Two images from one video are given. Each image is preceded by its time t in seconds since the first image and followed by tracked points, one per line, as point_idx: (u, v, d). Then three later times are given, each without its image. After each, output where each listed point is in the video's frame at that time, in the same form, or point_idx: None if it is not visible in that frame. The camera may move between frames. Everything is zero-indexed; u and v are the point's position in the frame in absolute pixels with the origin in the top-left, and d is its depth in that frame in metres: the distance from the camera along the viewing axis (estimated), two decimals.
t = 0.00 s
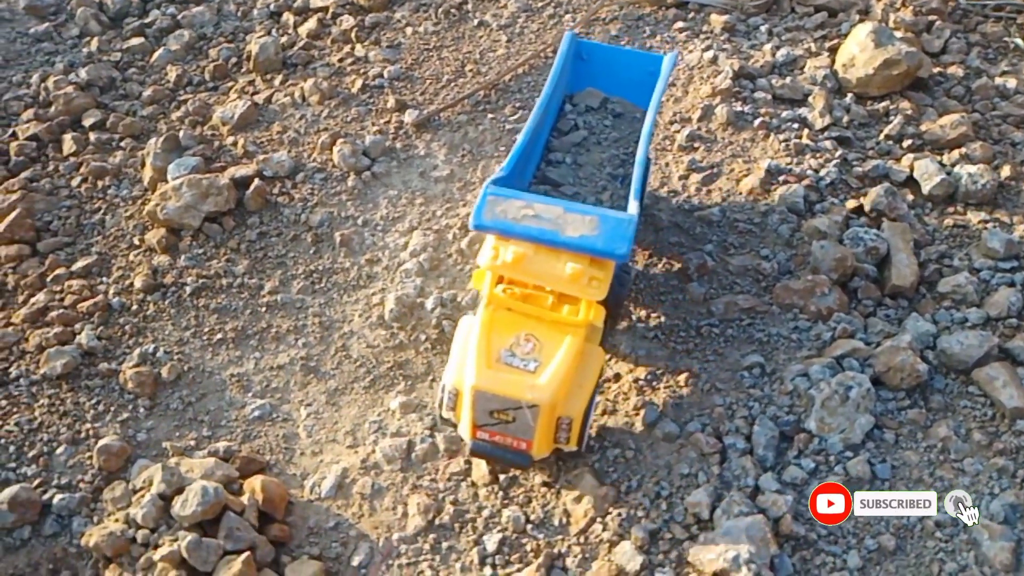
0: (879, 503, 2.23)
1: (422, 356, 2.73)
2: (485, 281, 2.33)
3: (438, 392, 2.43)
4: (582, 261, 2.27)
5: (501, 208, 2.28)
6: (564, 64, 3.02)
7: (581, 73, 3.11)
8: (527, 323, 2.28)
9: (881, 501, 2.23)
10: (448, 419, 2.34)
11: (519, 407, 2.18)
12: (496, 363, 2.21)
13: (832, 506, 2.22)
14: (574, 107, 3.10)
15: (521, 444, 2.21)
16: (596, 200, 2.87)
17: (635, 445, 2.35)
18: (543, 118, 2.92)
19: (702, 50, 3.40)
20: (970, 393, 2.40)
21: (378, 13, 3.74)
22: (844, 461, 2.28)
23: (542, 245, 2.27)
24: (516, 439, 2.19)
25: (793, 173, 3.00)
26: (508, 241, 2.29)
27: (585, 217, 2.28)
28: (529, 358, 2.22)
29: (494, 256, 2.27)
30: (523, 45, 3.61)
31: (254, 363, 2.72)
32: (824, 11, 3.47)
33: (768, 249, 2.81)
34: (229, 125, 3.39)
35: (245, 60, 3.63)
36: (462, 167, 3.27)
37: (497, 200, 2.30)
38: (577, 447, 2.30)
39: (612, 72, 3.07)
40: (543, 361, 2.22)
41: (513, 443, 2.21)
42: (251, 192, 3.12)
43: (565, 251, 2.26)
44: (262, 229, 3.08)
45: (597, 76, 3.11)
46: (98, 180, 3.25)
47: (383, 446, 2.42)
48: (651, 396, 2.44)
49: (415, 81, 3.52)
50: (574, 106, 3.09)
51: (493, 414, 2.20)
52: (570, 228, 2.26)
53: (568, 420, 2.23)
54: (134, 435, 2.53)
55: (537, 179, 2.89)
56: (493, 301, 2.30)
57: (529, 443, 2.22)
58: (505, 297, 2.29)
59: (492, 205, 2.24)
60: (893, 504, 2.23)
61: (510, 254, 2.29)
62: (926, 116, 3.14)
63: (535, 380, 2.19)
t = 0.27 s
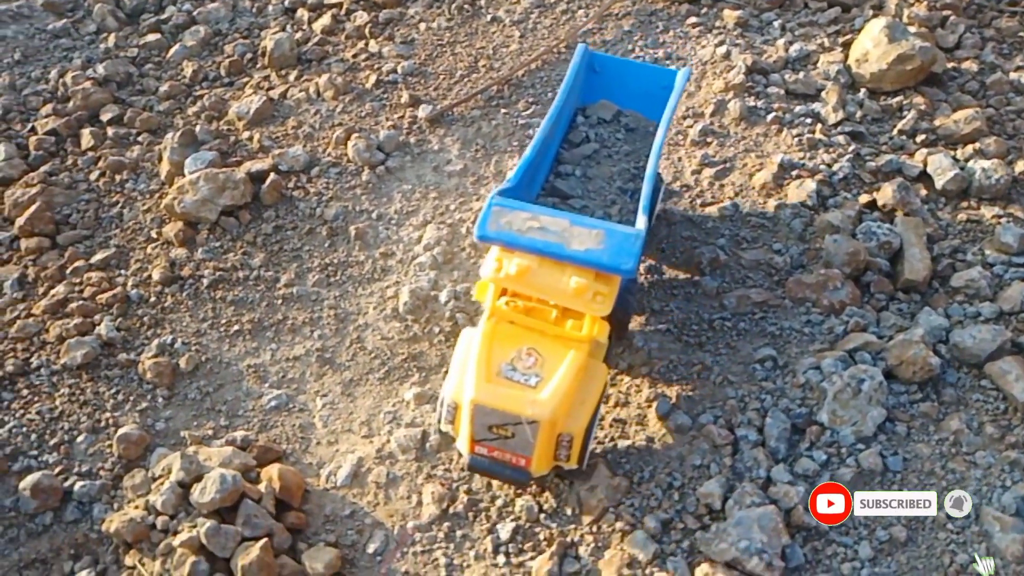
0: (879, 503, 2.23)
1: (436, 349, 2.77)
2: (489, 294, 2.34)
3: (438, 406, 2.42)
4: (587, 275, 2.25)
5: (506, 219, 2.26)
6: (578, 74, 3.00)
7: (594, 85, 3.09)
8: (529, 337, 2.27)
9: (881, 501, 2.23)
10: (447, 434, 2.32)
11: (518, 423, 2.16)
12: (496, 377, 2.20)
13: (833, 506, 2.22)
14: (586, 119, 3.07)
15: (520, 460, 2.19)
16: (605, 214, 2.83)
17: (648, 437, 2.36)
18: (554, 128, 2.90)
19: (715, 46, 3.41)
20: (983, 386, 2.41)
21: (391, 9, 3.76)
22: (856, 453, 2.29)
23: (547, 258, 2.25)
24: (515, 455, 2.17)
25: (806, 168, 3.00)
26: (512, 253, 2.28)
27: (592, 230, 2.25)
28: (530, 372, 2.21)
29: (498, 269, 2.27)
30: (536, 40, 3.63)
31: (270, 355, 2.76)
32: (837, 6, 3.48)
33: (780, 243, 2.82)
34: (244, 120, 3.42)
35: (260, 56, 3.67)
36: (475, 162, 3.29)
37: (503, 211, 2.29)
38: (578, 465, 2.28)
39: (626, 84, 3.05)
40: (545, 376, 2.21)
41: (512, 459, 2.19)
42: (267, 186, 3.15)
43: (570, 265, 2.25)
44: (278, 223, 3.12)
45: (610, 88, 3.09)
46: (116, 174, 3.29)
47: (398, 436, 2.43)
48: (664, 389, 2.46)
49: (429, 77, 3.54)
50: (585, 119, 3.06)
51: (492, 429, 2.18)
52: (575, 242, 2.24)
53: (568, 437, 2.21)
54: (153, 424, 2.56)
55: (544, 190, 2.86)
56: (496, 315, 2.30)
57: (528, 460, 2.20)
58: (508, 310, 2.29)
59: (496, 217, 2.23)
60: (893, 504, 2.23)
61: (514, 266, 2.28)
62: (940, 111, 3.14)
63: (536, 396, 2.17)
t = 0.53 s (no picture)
0: (878, 503, 2.21)
1: (455, 328, 2.80)
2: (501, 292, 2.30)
3: (446, 403, 2.40)
4: (602, 276, 2.21)
5: (520, 216, 2.23)
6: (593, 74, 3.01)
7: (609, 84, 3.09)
8: (541, 338, 2.23)
9: (881, 501, 2.21)
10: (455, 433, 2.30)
11: (528, 426, 2.13)
12: (506, 378, 2.17)
13: (832, 506, 2.19)
14: (601, 119, 3.08)
15: (528, 463, 2.16)
16: (619, 214, 2.86)
17: (665, 416, 2.37)
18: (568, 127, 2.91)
19: (736, 28, 3.40)
20: (1002, 369, 2.41)
21: None
22: (873, 433, 2.30)
23: (561, 257, 2.22)
24: (523, 458, 2.14)
25: (826, 151, 3.00)
26: (525, 252, 2.25)
27: (608, 230, 2.22)
28: (540, 374, 2.17)
29: (510, 267, 2.23)
30: (555, 22, 3.62)
31: (293, 332, 2.80)
32: None
33: (800, 225, 2.82)
34: (265, 101, 3.45)
35: (280, 38, 3.69)
36: (494, 143, 3.30)
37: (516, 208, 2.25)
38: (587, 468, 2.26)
39: (641, 84, 3.06)
40: (556, 379, 2.18)
41: (520, 462, 2.17)
42: (289, 166, 3.18)
43: (585, 265, 2.21)
44: (299, 202, 3.15)
45: (625, 88, 3.09)
46: (140, 154, 3.32)
47: (419, 412, 2.47)
48: (681, 368, 2.47)
49: (448, 58, 3.55)
50: (600, 118, 3.08)
51: (501, 431, 2.15)
52: (591, 241, 2.21)
53: (578, 441, 2.18)
54: (178, 398, 2.61)
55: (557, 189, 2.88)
56: (507, 313, 2.26)
57: (537, 463, 2.17)
58: (519, 310, 2.25)
59: (510, 214, 2.20)
60: (893, 504, 2.21)
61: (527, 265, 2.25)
62: (963, 94, 3.12)
63: (547, 399, 2.14)
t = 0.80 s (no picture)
0: (879, 503, 2.17)
1: (482, 295, 2.83)
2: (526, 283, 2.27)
3: (463, 391, 2.38)
4: (632, 274, 2.19)
5: (551, 207, 2.20)
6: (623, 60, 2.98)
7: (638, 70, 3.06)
8: (564, 333, 2.21)
9: (881, 501, 2.18)
10: (472, 423, 2.29)
11: (547, 424, 2.13)
12: (528, 374, 2.16)
13: (833, 506, 2.15)
14: (628, 106, 3.06)
15: (545, 461, 2.15)
16: (644, 206, 2.85)
17: (690, 384, 2.39)
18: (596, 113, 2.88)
19: None
20: None
21: None
22: (897, 405, 2.31)
23: (591, 253, 2.19)
24: (540, 456, 2.14)
25: (857, 123, 2.97)
26: (555, 245, 2.22)
27: (640, 227, 2.20)
28: (562, 372, 2.16)
29: (538, 260, 2.20)
30: None
31: (322, 296, 2.85)
32: None
33: (829, 198, 2.81)
34: (295, 68, 3.47)
35: (310, 5, 3.69)
36: (522, 112, 3.31)
37: (547, 198, 2.22)
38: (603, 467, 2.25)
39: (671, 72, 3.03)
40: (578, 377, 2.16)
41: (537, 460, 2.16)
42: (318, 133, 3.21)
43: (615, 262, 2.19)
44: (329, 169, 3.18)
45: (654, 75, 3.07)
46: (172, 119, 3.36)
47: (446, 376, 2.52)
48: (707, 338, 2.48)
49: (477, 27, 3.55)
50: (628, 104, 3.06)
51: (519, 427, 2.14)
52: (623, 238, 2.18)
53: (597, 442, 2.17)
54: (211, 358, 2.68)
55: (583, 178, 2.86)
56: (531, 306, 2.23)
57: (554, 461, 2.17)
58: (544, 304, 2.22)
59: (542, 205, 2.17)
60: (893, 504, 2.18)
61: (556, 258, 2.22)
62: (999, 68, 3.08)
63: (568, 399, 2.13)
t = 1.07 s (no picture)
0: (879, 503, 2.12)
1: (508, 262, 2.86)
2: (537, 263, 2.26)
3: (472, 378, 2.36)
4: (645, 251, 2.17)
5: (563, 183, 2.20)
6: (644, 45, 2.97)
7: (659, 54, 3.05)
8: (576, 312, 2.20)
9: (881, 501, 2.12)
10: (482, 406, 2.26)
11: (558, 402, 2.10)
12: (539, 352, 2.14)
13: (832, 506, 2.11)
14: (649, 91, 3.05)
15: (556, 441, 2.12)
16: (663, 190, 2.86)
17: (714, 351, 2.41)
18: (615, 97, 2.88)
19: None
20: None
21: None
22: (921, 375, 2.31)
23: (603, 228, 2.19)
24: (551, 436, 2.11)
25: (889, 95, 2.94)
26: (566, 221, 2.21)
27: (654, 203, 2.19)
28: (574, 350, 2.14)
29: (549, 236, 2.20)
30: None
31: (350, 261, 2.89)
32: None
33: (858, 170, 2.80)
34: (325, 36, 3.49)
35: None
36: (550, 82, 3.31)
37: (559, 174, 2.22)
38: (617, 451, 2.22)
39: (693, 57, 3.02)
40: (590, 355, 2.15)
41: (547, 440, 2.13)
42: (348, 100, 3.24)
43: (628, 237, 2.18)
44: (357, 136, 3.21)
45: (675, 60, 3.06)
46: (203, 85, 3.39)
47: (471, 339, 2.61)
48: (732, 306, 2.50)
49: None
50: (648, 90, 3.05)
51: (530, 406, 2.12)
52: (636, 213, 2.18)
53: (610, 421, 2.14)
54: (243, 319, 2.73)
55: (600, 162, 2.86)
56: (543, 285, 2.23)
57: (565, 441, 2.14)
58: (556, 282, 2.22)
59: (553, 180, 2.17)
60: (893, 504, 2.12)
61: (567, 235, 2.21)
62: None
63: (580, 376, 2.11)
